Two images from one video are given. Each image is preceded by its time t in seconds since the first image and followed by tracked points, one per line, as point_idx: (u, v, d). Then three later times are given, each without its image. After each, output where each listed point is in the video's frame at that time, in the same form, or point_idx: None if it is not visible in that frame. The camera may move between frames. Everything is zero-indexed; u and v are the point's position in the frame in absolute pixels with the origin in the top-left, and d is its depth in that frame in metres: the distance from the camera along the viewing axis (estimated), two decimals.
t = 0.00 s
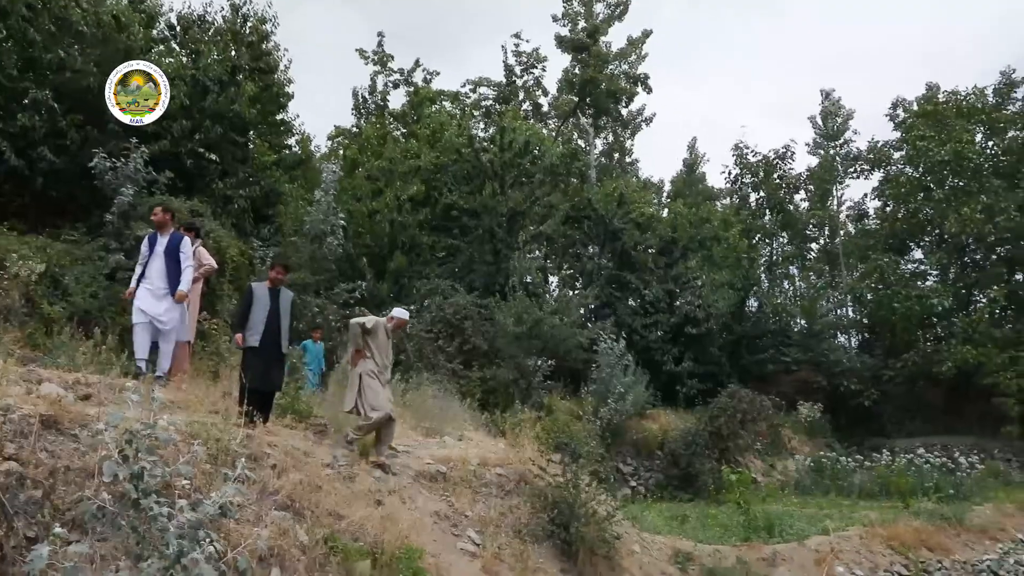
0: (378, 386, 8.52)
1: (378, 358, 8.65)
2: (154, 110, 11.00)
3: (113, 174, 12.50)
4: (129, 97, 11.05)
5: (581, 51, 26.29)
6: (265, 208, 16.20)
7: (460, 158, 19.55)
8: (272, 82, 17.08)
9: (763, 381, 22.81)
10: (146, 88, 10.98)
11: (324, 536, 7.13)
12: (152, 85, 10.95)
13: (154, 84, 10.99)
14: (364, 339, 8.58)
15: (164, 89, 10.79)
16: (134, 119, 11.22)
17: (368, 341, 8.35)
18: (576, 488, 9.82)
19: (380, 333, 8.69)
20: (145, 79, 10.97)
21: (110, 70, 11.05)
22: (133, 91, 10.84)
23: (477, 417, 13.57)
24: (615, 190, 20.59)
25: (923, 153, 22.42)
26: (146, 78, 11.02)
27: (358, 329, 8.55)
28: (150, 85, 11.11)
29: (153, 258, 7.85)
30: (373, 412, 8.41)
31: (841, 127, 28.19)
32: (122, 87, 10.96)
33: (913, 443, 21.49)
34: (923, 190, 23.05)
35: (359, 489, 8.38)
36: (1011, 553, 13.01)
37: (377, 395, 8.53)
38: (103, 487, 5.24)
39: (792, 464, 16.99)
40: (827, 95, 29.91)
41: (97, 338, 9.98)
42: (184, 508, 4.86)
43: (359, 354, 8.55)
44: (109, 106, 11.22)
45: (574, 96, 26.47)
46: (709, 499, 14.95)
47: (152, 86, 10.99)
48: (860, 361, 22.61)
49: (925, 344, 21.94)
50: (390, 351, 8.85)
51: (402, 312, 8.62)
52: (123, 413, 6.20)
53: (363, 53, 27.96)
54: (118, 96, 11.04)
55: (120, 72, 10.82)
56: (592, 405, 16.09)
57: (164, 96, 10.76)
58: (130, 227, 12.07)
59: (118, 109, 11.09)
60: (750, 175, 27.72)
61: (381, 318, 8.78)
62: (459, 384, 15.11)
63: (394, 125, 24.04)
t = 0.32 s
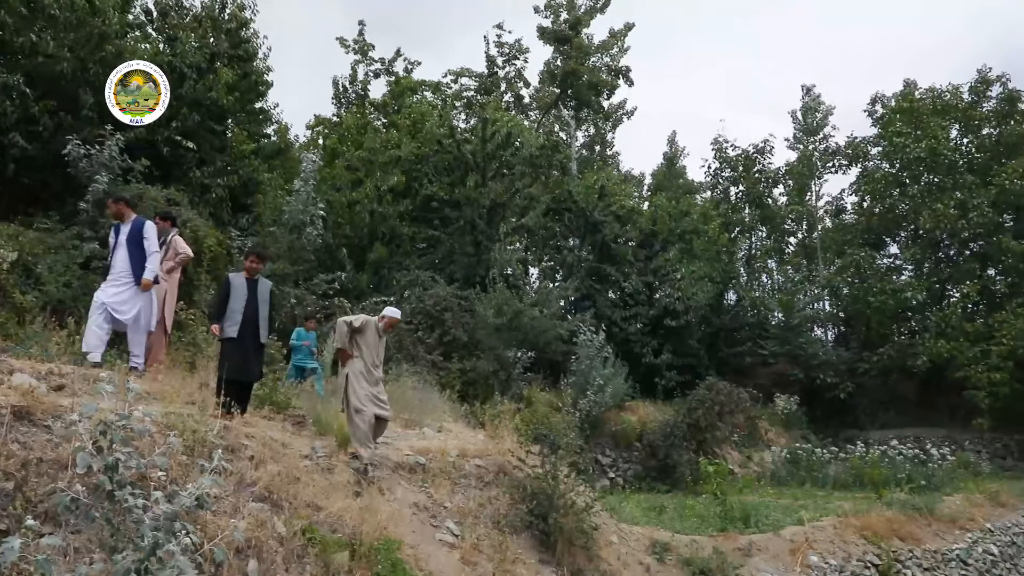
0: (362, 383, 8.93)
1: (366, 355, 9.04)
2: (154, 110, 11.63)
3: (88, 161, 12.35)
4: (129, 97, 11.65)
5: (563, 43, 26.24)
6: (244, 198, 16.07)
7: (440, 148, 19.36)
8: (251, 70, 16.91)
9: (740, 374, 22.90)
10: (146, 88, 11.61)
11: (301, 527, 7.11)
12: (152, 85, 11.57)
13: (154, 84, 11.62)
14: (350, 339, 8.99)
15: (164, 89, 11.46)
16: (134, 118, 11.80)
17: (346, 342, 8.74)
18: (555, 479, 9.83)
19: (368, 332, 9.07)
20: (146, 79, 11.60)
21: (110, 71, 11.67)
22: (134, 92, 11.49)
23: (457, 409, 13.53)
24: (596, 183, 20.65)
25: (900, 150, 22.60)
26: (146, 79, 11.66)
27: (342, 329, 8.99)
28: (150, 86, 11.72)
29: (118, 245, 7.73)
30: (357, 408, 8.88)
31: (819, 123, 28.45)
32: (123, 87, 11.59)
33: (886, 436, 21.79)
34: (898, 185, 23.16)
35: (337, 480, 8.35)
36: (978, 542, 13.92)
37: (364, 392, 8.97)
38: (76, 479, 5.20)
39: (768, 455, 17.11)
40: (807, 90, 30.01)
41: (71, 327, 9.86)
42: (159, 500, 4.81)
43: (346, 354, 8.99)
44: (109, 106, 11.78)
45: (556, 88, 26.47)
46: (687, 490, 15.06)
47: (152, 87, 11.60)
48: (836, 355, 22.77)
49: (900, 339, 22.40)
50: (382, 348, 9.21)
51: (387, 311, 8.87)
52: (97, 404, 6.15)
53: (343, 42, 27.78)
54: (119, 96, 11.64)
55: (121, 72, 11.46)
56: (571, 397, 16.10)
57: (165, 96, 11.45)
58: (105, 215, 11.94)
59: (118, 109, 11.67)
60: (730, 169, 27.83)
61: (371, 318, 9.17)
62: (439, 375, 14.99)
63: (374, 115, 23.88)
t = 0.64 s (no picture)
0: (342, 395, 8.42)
1: (346, 366, 8.49)
2: (154, 110, 11.97)
3: (57, 147, 12.20)
4: (129, 97, 11.96)
5: (542, 34, 26.18)
6: (218, 186, 15.92)
7: (417, 139, 19.31)
8: (227, 56, 16.71)
9: (715, 366, 22.96)
10: (146, 88, 11.89)
11: (275, 519, 7.07)
12: (152, 86, 11.88)
13: (154, 85, 11.91)
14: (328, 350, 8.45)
15: (165, 89, 11.83)
16: (134, 118, 12.16)
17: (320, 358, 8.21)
18: (531, 470, 9.82)
19: (349, 340, 8.51)
20: (146, 79, 11.87)
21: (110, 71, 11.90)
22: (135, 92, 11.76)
23: (433, 400, 13.48)
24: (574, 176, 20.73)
25: (873, 147, 22.86)
26: (146, 79, 11.94)
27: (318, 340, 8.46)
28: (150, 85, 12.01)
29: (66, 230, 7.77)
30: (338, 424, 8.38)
31: (796, 118, 28.84)
32: (123, 87, 11.82)
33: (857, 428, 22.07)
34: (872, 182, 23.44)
35: (312, 471, 8.31)
36: (944, 531, 14.39)
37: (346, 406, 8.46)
38: (45, 471, 5.15)
39: (742, 447, 17.22)
40: (784, 86, 30.13)
41: (42, 316, 9.73)
42: (130, 492, 4.74)
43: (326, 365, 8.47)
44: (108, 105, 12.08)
45: (535, 80, 26.42)
46: (662, 481, 15.15)
47: (152, 87, 11.89)
48: (810, 348, 22.94)
49: (870, 332, 22.66)
50: (369, 356, 8.63)
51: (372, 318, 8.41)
52: (66, 395, 6.08)
53: (320, 30, 27.55)
54: (118, 96, 11.87)
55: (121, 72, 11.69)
56: (548, 388, 16.11)
57: (165, 96, 11.84)
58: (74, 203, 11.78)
59: (119, 109, 12.01)
60: (706, 163, 27.76)
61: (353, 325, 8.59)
62: (415, 366, 15.06)
63: (352, 104, 23.68)
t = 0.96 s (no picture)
0: (325, 403, 8.31)
1: (329, 374, 8.39)
2: (154, 109, 13.67)
3: (23, 131, 11.96)
4: (130, 97, 13.52)
5: (519, 25, 26.11)
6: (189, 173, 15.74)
7: (393, 128, 19.08)
8: (198, 41, 16.50)
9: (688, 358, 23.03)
10: (146, 88, 13.55)
11: (246, 510, 7.03)
12: (152, 86, 13.52)
13: (153, 85, 13.56)
14: (310, 359, 8.36)
15: (165, 89, 13.49)
16: (134, 116, 13.76)
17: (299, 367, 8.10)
18: (505, 460, 9.83)
19: (330, 347, 8.40)
20: (146, 80, 13.52)
21: (110, 73, 13.39)
22: (136, 92, 13.37)
23: (407, 391, 13.44)
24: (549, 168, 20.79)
25: (844, 142, 23.09)
26: (145, 80, 13.55)
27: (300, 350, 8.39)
28: (148, 86, 13.63)
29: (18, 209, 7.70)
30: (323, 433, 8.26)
31: (771, 113, 29.02)
32: (123, 87, 13.39)
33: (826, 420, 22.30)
34: (843, 177, 23.59)
35: (284, 463, 8.28)
36: (908, 520, 14.63)
37: (332, 414, 8.33)
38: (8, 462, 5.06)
39: (713, 438, 17.31)
40: (759, 81, 30.25)
41: (9, 304, 9.61)
42: (97, 483, 4.68)
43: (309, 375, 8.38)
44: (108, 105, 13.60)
45: (512, 71, 26.34)
46: (635, 472, 15.21)
47: (152, 87, 13.56)
48: (780, 340, 23.13)
49: (840, 325, 22.85)
50: (353, 361, 8.51)
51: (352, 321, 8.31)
52: (31, 385, 6.01)
53: (295, 16, 27.28)
54: (119, 96, 13.47)
55: (122, 74, 13.29)
56: (522, 379, 16.09)
57: (166, 96, 13.53)
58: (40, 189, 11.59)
59: (120, 108, 13.55)
60: (682, 156, 27.84)
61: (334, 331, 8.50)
62: (390, 357, 14.98)
63: (326, 92, 23.47)
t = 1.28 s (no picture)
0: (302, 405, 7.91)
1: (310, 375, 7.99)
2: (154, 109, 13.27)
3: None
4: (129, 97, 13.24)
5: (492, 13, 25.99)
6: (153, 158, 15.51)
7: (363, 116, 18.96)
8: (163, 23, 16.20)
9: (657, 348, 23.12)
10: (146, 88, 13.22)
11: (212, 500, 6.98)
12: (152, 86, 13.18)
13: (153, 85, 13.21)
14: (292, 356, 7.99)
15: (165, 89, 13.11)
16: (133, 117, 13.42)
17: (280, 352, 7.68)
18: (473, 450, 9.81)
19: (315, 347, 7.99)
20: (145, 80, 13.19)
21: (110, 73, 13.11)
22: (136, 92, 13.05)
23: (375, 380, 13.36)
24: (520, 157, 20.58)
25: (812, 136, 23.35)
26: (145, 79, 13.22)
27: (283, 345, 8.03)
28: (148, 85, 13.31)
29: None
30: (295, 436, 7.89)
31: (740, 106, 28.91)
32: (123, 87, 13.09)
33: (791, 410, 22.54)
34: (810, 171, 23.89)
35: (250, 453, 8.24)
36: (868, 507, 14.88)
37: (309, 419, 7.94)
38: None
39: (681, 428, 17.39)
40: (729, 75, 30.29)
41: None
42: (56, 473, 4.57)
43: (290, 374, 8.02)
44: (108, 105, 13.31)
45: (484, 59, 26.22)
46: (602, 461, 15.27)
47: (152, 87, 13.22)
48: (747, 332, 23.29)
49: (805, 316, 23.04)
50: (338, 365, 8.03)
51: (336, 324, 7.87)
52: None
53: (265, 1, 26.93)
54: (119, 97, 13.19)
55: (122, 74, 12.97)
56: (491, 368, 16.04)
57: (165, 95, 13.14)
58: None
59: (120, 108, 13.25)
60: (653, 148, 27.92)
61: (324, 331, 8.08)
62: (358, 346, 14.89)
63: (296, 78, 23.21)
